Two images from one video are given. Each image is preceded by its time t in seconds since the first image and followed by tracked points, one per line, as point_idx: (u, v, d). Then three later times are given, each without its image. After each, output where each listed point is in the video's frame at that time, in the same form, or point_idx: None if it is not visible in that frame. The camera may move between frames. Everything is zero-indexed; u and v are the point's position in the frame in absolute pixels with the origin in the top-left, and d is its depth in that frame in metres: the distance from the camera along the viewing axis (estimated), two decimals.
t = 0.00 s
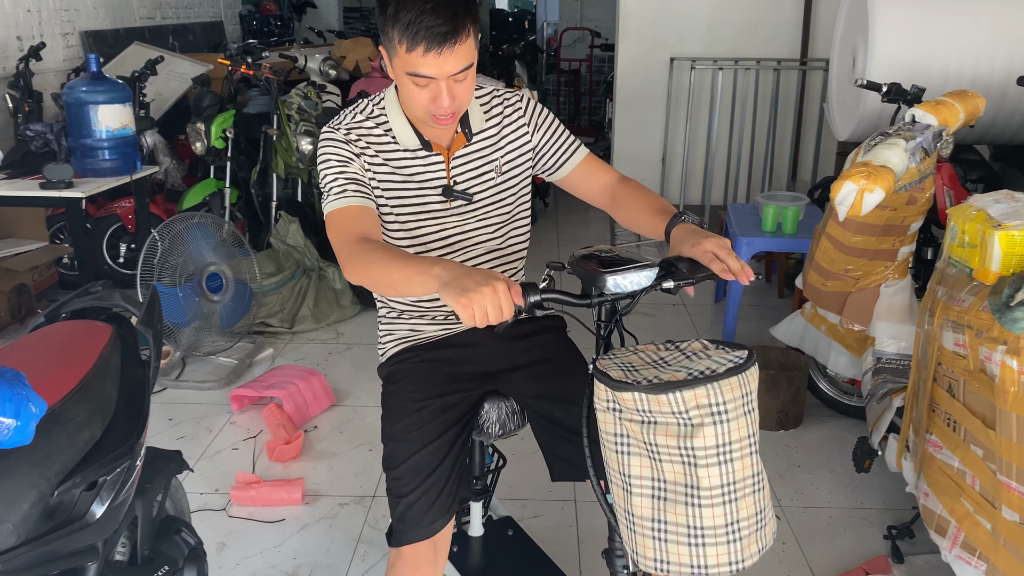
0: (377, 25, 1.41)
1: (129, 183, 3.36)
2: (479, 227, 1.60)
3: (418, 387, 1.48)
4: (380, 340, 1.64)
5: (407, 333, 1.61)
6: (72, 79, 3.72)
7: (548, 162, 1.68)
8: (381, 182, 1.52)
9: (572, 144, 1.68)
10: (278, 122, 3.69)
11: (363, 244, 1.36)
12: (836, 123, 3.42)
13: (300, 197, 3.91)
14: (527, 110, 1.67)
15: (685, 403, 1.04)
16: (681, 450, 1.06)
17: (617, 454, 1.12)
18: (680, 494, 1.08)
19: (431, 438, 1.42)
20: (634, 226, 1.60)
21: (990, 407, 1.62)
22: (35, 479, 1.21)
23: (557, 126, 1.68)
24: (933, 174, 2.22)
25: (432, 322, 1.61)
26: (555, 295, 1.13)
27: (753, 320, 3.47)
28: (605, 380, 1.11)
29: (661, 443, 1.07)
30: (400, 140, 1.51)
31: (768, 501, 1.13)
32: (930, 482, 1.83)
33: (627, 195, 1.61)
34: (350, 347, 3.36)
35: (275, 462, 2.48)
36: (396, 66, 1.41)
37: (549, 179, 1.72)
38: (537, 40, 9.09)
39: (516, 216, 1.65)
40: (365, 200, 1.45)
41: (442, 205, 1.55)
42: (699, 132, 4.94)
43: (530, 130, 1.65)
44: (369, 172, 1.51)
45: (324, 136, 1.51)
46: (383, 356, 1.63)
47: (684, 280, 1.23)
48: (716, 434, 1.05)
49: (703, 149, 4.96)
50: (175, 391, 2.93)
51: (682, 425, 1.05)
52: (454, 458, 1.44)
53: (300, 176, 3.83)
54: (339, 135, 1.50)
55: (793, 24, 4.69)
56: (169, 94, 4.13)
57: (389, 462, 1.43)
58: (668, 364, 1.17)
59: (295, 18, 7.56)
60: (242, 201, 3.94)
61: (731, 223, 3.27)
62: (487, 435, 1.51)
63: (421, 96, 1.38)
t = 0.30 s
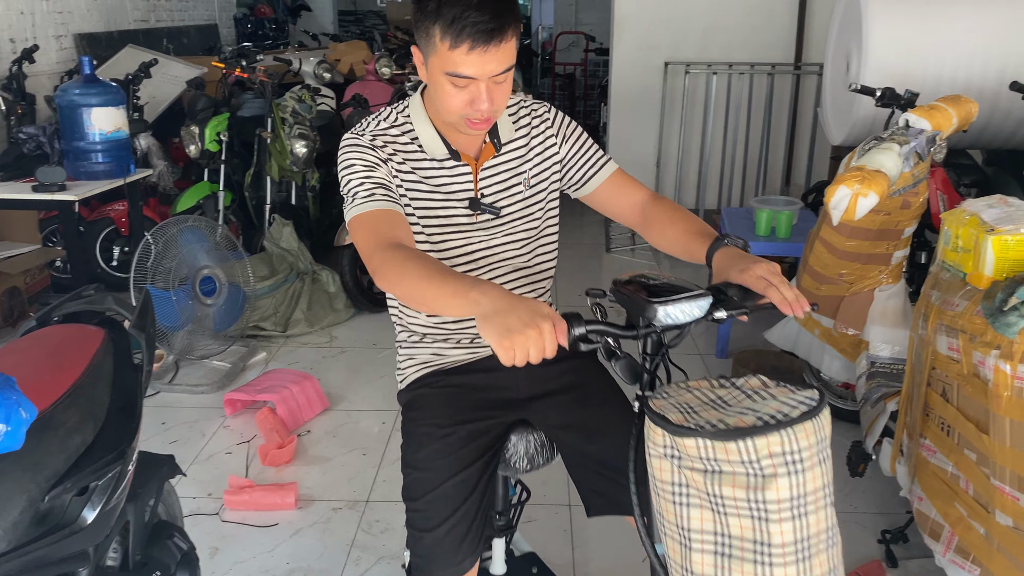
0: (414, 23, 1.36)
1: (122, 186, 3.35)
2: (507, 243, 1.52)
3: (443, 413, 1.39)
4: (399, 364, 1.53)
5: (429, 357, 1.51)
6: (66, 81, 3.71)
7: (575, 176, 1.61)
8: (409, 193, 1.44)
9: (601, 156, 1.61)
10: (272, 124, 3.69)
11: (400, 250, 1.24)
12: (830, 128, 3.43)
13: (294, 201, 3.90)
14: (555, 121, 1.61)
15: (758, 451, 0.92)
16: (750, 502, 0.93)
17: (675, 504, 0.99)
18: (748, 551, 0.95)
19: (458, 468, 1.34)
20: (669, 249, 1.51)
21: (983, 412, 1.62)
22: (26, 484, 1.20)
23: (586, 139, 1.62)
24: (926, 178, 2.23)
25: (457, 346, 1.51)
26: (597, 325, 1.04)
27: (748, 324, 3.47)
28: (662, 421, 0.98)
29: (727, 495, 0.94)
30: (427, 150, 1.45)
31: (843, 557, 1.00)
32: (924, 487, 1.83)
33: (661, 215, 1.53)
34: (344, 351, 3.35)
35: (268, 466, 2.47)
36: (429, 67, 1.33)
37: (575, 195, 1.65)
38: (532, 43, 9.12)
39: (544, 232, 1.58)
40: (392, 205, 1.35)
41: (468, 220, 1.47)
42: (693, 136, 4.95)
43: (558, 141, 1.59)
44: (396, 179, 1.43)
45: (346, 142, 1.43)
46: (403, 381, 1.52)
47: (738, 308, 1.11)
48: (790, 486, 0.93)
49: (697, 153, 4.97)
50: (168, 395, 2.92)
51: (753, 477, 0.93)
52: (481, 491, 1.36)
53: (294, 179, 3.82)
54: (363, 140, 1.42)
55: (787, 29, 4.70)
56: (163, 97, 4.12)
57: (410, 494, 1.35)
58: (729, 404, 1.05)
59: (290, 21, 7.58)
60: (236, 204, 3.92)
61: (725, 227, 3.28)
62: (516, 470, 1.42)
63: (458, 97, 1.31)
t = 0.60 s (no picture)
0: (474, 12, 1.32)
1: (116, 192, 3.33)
2: (546, 259, 1.48)
3: (482, 453, 1.32)
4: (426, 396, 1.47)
5: (461, 388, 1.45)
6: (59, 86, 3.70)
7: (606, 191, 1.59)
8: (451, 198, 1.40)
9: (637, 168, 1.59)
10: (267, 130, 3.65)
11: (455, 256, 1.15)
12: (824, 135, 3.45)
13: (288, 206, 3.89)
14: (589, 131, 1.61)
15: (850, 522, 0.89)
16: (837, 575, 0.90)
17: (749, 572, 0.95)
18: None
19: (500, 519, 1.26)
20: (710, 276, 1.47)
21: (977, 418, 1.63)
22: (20, 492, 1.20)
23: (620, 152, 1.61)
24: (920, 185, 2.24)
25: (491, 377, 1.45)
26: (654, 372, 0.99)
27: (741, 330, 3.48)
28: (736, 484, 0.94)
29: (812, 566, 0.91)
30: (468, 153, 1.42)
31: None
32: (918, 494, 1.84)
33: (702, 240, 1.48)
34: (339, 357, 3.35)
35: (262, 473, 2.46)
36: (492, 59, 1.29)
37: (608, 210, 1.63)
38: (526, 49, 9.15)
39: (579, 249, 1.54)
40: (437, 204, 1.28)
41: (507, 231, 1.44)
42: (687, 142, 4.97)
43: (592, 152, 1.59)
44: (439, 181, 1.39)
45: (383, 141, 1.39)
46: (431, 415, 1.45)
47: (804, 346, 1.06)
48: (884, 557, 0.90)
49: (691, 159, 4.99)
50: (162, 402, 2.91)
51: (842, 548, 0.90)
52: (520, 547, 1.27)
53: (289, 185, 3.82)
54: (402, 140, 1.39)
55: (780, 36, 4.73)
56: (157, 102, 4.12)
57: (448, 545, 1.26)
58: (808, 464, 1.01)
59: (284, 27, 7.61)
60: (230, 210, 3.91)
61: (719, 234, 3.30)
62: (548, 514, 1.37)
63: (522, 90, 1.28)
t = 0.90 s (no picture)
0: (502, 18, 1.34)
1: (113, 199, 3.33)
2: (557, 267, 1.49)
3: (486, 461, 1.32)
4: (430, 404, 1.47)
5: (465, 398, 1.46)
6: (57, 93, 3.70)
7: (618, 202, 1.61)
8: (463, 204, 1.41)
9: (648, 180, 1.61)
10: (263, 138, 3.69)
11: (455, 268, 1.16)
12: (819, 143, 3.48)
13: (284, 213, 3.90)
14: (603, 142, 1.62)
15: (854, 522, 0.91)
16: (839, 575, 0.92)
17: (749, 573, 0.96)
18: None
19: (508, 529, 1.26)
20: (715, 287, 1.48)
21: (971, 424, 1.65)
22: (21, 498, 1.20)
23: (632, 163, 1.62)
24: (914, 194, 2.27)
25: (495, 389, 1.47)
26: (659, 378, 1.01)
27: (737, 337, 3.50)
28: (739, 486, 0.95)
29: (814, 567, 0.92)
30: (484, 157, 1.43)
31: None
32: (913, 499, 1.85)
33: (710, 251, 1.50)
34: (335, 364, 3.35)
35: (259, 480, 2.46)
36: (518, 65, 1.31)
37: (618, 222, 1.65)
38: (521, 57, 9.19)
39: (591, 258, 1.55)
40: (443, 213, 1.29)
41: (520, 238, 1.45)
42: (683, 150, 4.99)
43: (606, 162, 1.60)
44: (450, 188, 1.40)
45: (396, 145, 1.40)
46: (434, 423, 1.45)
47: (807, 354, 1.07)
48: (887, 557, 0.92)
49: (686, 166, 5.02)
50: (158, 408, 2.91)
51: (845, 548, 0.92)
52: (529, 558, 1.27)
53: (285, 192, 3.83)
54: (416, 144, 1.40)
55: (775, 45, 4.76)
56: (154, 109, 4.12)
57: (457, 556, 1.25)
58: (809, 467, 1.03)
59: (280, 34, 7.63)
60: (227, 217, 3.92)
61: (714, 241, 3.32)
62: (552, 522, 1.37)
63: (547, 97, 1.29)
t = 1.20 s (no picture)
0: (494, 31, 1.35)
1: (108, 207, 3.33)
2: (546, 276, 1.49)
3: (470, 466, 1.32)
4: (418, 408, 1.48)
5: (452, 401, 1.47)
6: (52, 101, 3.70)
7: (602, 213, 1.61)
8: (454, 212, 1.41)
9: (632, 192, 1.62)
10: (259, 146, 3.67)
11: (447, 274, 1.17)
12: (812, 152, 3.50)
13: (280, 222, 3.90)
14: (589, 154, 1.63)
15: (830, 530, 0.90)
16: None
17: None
18: None
19: (481, 533, 1.25)
20: (698, 295, 1.48)
21: (964, 434, 1.66)
22: (12, 511, 1.20)
23: (617, 174, 1.63)
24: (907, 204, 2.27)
25: (482, 392, 1.47)
26: (643, 385, 0.99)
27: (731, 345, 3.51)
28: (721, 494, 0.96)
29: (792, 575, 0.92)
30: (475, 167, 1.43)
31: None
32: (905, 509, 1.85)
33: (689, 262, 1.50)
34: (330, 372, 3.35)
35: (253, 489, 2.46)
36: (511, 74, 1.30)
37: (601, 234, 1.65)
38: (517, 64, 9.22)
39: (578, 268, 1.56)
40: (434, 221, 1.29)
41: (510, 246, 1.45)
42: (677, 159, 5.01)
43: (592, 174, 1.61)
44: (442, 198, 1.41)
45: (388, 155, 1.41)
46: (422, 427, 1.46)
47: (792, 364, 1.07)
48: (863, 566, 0.92)
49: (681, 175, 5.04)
50: (152, 417, 2.90)
51: (823, 557, 0.91)
52: (508, 560, 1.27)
53: (281, 201, 3.83)
54: (408, 154, 1.41)
55: (768, 54, 4.79)
56: (149, 117, 4.13)
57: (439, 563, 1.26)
58: (791, 476, 1.03)
59: (276, 42, 7.64)
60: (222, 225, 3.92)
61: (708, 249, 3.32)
62: (538, 527, 1.36)
63: (539, 104, 1.29)
